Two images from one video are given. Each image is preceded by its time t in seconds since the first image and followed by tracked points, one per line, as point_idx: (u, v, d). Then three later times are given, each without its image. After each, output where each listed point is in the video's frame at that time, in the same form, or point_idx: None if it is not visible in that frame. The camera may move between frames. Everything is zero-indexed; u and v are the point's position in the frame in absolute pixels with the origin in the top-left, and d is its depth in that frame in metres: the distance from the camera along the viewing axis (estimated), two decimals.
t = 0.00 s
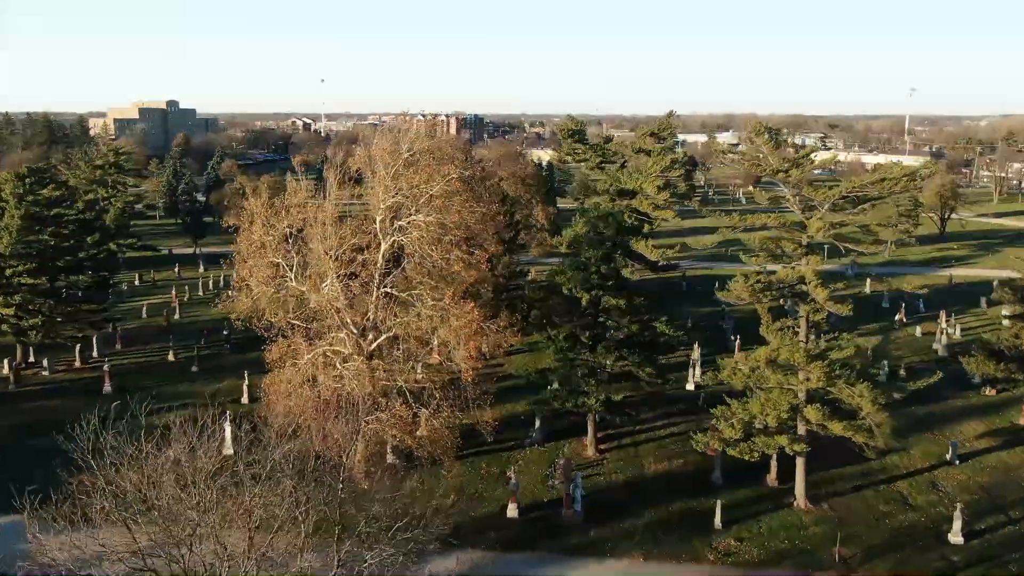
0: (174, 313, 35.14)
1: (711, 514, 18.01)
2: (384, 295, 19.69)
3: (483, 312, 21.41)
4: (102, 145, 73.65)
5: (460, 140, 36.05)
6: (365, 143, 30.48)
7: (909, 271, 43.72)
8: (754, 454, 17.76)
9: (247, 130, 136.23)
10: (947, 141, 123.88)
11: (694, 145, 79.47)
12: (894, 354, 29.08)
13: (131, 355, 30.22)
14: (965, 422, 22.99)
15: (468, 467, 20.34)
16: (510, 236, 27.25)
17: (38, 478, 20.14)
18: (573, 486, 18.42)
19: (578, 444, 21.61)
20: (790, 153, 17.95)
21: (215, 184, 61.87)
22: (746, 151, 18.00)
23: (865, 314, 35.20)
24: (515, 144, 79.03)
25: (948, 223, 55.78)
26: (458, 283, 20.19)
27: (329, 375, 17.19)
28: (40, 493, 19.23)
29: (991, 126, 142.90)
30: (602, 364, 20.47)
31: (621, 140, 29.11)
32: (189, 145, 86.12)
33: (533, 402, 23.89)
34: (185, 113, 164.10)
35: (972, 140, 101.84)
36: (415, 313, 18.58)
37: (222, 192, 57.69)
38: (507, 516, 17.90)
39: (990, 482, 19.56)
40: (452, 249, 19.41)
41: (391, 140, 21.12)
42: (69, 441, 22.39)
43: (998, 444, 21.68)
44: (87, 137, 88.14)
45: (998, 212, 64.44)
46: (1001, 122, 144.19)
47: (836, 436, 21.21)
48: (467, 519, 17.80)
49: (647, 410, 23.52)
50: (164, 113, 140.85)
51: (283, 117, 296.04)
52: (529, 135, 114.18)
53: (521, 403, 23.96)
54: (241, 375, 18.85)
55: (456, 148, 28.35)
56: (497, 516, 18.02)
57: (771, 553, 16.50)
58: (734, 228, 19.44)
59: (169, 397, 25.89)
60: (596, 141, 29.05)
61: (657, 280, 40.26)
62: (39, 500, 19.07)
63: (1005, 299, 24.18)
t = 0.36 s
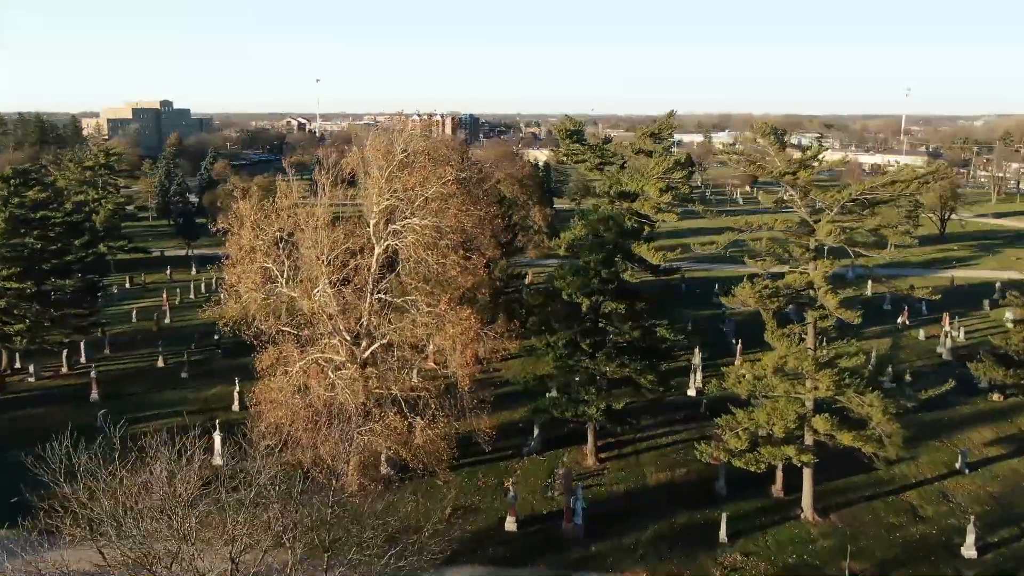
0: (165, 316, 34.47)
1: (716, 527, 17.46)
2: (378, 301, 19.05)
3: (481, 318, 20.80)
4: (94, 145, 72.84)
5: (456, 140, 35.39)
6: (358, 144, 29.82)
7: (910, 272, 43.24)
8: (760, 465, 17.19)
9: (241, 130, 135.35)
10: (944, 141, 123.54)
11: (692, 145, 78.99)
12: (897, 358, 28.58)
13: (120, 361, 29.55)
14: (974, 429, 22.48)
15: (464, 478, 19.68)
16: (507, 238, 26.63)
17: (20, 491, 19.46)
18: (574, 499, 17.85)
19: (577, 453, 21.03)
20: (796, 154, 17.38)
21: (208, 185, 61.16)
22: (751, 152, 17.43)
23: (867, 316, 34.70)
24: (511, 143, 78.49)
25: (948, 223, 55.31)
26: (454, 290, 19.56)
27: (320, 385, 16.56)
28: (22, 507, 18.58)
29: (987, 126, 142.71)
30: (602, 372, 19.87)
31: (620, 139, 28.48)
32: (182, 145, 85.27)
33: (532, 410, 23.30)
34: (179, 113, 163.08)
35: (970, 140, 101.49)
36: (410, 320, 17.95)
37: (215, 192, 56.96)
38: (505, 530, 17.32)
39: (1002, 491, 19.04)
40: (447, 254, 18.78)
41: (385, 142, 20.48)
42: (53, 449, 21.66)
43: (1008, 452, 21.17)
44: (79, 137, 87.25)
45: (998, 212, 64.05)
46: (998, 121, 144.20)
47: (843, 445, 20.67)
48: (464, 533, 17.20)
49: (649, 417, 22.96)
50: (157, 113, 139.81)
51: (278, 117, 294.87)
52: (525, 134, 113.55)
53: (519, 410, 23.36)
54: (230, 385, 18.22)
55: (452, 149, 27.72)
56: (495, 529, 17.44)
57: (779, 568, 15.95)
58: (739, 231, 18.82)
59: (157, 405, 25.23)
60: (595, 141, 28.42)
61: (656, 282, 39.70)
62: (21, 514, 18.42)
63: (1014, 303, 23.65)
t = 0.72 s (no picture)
0: (148, 321, 33.65)
1: (715, 540, 16.93)
2: (366, 308, 18.39)
3: (472, 324, 20.17)
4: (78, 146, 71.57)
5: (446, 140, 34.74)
6: (346, 145, 29.17)
7: (905, 274, 42.97)
8: (762, 476, 16.66)
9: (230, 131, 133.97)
10: (933, 142, 123.82)
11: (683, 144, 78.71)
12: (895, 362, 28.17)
13: (102, 367, 28.72)
14: (975, 435, 22.06)
15: (456, 490, 19.07)
16: (499, 242, 26.02)
17: None
18: (570, 511, 17.27)
19: (572, 462, 20.47)
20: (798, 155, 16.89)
21: (194, 186, 60.22)
22: (752, 153, 16.93)
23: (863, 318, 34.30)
24: (502, 143, 77.95)
25: (940, 223, 55.15)
26: (444, 296, 18.96)
27: (305, 397, 15.94)
28: None
29: (976, 127, 143.28)
30: (597, 379, 19.31)
31: (613, 140, 27.91)
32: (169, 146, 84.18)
33: (525, 418, 22.69)
34: (166, 113, 161.42)
35: (960, 140, 101.61)
36: (399, 328, 17.30)
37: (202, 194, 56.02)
38: (499, 545, 16.73)
39: (1007, 501, 18.61)
40: (437, 260, 18.16)
41: (373, 143, 19.82)
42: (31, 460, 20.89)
43: (1011, 459, 20.76)
44: (64, 137, 85.82)
45: (989, 213, 63.96)
46: (987, 121, 144.88)
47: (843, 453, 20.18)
48: (456, 549, 16.58)
49: (645, 425, 22.41)
50: (145, 113, 138.27)
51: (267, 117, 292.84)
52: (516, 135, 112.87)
53: (512, 418, 22.74)
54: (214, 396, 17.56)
55: (442, 150, 27.12)
56: (488, 544, 16.84)
57: None
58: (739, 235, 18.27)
59: (140, 413, 24.49)
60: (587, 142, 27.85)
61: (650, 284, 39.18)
62: None
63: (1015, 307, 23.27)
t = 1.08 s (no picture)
0: (134, 325, 32.95)
1: (716, 552, 16.45)
2: (356, 314, 17.81)
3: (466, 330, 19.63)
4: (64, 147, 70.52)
5: (438, 141, 34.19)
6: (334, 145, 28.60)
7: (900, 275, 42.71)
8: (764, 486, 16.20)
9: (219, 131, 132.73)
10: (924, 142, 123.98)
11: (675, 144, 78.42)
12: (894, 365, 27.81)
13: (86, 372, 28.04)
14: (978, 440, 21.70)
15: (449, 500, 18.48)
16: (492, 244, 25.49)
17: None
18: (567, 523, 16.76)
19: (569, 471, 19.96)
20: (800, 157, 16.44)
21: (182, 187, 59.37)
22: (753, 153, 16.47)
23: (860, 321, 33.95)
24: (493, 143, 77.44)
25: (934, 224, 54.99)
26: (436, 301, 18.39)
27: (293, 408, 15.37)
28: None
29: (966, 127, 143.64)
30: (595, 385, 18.81)
31: (608, 141, 27.44)
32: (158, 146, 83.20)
33: (520, 424, 22.17)
34: (155, 113, 160.03)
35: (951, 141, 101.69)
36: (390, 335, 16.73)
37: (190, 195, 55.21)
38: (494, 558, 16.21)
39: (1013, 509, 18.22)
40: (430, 264, 17.60)
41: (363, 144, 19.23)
42: (9, 471, 20.01)
43: (1015, 465, 20.39)
44: (50, 137, 84.68)
45: (982, 213, 63.93)
46: (977, 121, 145.50)
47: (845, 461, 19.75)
48: (450, 563, 16.04)
49: (642, 432, 21.94)
50: (133, 112, 136.96)
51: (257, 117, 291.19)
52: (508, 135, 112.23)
53: (506, 425, 22.21)
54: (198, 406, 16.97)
55: (434, 151, 26.57)
56: (484, 557, 16.30)
57: None
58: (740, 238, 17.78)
59: (124, 421, 23.79)
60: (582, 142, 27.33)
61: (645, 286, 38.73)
62: None
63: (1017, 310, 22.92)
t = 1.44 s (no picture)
0: (129, 329, 32.40)
1: (725, 565, 15.95)
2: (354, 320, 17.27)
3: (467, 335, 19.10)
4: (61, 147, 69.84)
5: (437, 141, 33.63)
6: (332, 146, 28.12)
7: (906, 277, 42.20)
8: (775, 496, 15.69)
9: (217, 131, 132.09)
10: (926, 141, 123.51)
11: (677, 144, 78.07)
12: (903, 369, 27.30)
13: (80, 377, 27.50)
14: (991, 447, 21.20)
15: (449, 511, 17.98)
16: (493, 246, 24.96)
17: None
18: (572, 535, 16.25)
19: (572, 479, 19.45)
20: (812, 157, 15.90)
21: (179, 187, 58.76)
22: (763, 154, 15.96)
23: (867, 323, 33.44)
24: (494, 143, 77.14)
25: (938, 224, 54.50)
26: (436, 307, 17.89)
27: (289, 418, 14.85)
28: None
29: (967, 126, 143.17)
30: (600, 392, 18.30)
31: (611, 140, 26.91)
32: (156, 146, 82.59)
33: (522, 431, 21.64)
34: (154, 113, 159.34)
35: (953, 141, 101.25)
36: (389, 341, 16.21)
37: (187, 195, 54.63)
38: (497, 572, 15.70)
39: None
40: (430, 268, 17.06)
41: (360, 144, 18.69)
42: None
43: None
44: (47, 137, 84.00)
45: (986, 214, 63.46)
46: (978, 120, 145.15)
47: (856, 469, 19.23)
48: None
49: (647, 439, 21.42)
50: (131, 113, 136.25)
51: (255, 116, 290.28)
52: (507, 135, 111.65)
53: (508, 432, 21.68)
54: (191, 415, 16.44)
55: (434, 152, 26.03)
56: (486, 570, 15.80)
57: None
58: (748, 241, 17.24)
59: (117, 427, 23.26)
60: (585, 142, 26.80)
61: (648, 288, 38.19)
62: None
63: None
